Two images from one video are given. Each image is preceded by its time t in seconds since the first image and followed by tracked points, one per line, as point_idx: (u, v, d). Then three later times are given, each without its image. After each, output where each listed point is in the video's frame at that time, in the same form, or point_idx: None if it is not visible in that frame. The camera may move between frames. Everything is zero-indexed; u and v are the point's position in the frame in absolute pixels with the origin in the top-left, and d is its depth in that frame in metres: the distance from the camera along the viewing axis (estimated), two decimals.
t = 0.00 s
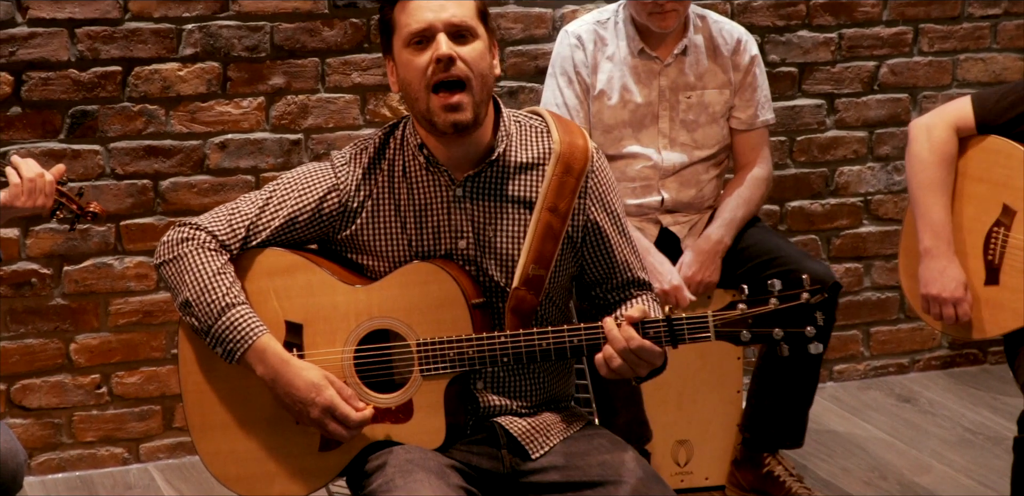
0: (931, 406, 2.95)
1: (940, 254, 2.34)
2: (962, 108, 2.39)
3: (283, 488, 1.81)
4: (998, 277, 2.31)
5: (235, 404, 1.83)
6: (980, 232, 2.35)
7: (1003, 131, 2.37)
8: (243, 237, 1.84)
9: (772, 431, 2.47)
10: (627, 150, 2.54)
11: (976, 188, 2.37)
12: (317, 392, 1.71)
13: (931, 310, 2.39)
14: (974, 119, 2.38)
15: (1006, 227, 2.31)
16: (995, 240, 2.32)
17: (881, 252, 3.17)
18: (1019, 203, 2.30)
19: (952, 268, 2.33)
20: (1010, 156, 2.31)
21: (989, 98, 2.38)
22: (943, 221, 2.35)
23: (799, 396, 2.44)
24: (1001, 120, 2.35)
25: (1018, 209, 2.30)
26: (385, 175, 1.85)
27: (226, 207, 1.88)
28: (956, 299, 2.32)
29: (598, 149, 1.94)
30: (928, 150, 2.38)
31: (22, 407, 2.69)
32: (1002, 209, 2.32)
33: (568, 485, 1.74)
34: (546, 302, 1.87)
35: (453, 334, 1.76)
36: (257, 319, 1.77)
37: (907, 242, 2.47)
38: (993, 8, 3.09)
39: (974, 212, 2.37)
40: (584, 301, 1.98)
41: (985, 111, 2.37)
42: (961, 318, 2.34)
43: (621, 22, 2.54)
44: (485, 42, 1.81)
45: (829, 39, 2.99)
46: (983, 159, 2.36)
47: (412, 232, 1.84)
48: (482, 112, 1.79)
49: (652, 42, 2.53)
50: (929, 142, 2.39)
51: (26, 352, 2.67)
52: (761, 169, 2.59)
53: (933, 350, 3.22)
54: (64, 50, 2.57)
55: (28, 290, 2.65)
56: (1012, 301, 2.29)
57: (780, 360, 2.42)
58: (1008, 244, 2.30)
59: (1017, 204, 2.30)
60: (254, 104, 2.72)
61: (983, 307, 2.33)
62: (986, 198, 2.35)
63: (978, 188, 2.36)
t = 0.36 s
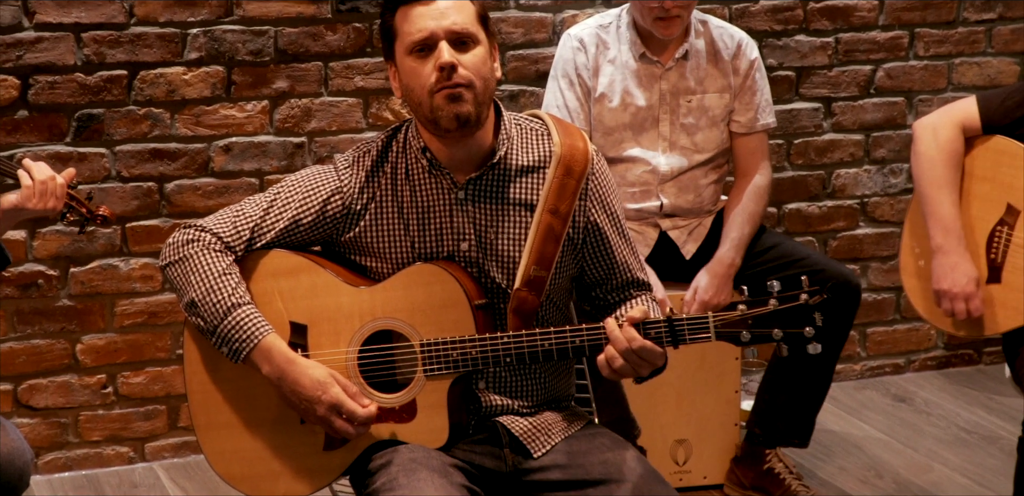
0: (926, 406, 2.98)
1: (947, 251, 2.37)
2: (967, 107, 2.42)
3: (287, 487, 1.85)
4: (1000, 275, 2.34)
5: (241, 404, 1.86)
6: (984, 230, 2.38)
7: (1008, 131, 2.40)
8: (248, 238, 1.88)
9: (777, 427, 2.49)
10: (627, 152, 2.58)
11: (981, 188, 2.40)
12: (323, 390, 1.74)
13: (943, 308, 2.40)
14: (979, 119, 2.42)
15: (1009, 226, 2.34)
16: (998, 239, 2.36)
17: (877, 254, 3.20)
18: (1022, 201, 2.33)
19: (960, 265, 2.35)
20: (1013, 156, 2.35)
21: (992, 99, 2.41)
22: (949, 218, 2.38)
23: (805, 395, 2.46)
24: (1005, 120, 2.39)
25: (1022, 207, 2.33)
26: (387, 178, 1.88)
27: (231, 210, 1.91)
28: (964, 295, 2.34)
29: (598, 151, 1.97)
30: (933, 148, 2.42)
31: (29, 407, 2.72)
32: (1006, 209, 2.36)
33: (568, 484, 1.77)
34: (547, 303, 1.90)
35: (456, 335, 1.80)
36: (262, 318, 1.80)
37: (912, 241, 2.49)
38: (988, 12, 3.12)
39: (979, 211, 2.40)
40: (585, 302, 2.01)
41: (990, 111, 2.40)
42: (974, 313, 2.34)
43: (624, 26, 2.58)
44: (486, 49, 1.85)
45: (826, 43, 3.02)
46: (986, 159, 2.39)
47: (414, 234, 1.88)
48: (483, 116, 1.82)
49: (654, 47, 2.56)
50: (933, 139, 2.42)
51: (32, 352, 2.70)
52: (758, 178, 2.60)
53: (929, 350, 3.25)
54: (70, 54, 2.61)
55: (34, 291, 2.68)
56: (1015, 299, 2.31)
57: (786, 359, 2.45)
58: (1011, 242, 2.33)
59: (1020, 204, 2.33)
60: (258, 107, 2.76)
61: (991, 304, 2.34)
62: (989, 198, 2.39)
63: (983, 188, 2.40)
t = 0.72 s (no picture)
0: (921, 405, 3.01)
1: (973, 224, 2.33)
2: (952, 114, 2.48)
3: (291, 486, 1.88)
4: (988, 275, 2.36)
5: (246, 404, 1.90)
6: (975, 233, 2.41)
7: (998, 134, 2.42)
8: (252, 239, 1.91)
9: (773, 428, 2.53)
10: (628, 153, 2.62)
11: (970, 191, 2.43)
12: (333, 369, 1.76)
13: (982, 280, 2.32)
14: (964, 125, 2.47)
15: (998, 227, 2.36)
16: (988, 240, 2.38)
17: (873, 256, 3.24)
18: (1010, 202, 2.35)
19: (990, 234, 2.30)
20: (999, 158, 2.38)
21: (976, 105, 2.46)
22: (962, 201, 2.37)
23: (801, 396, 2.50)
24: (991, 125, 2.43)
25: (1011, 209, 2.35)
26: (390, 180, 1.92)
27: (235, 211, 1.95)
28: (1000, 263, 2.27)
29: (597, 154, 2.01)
30: (925, 149, 2.45)
31: (36, 407, 2.76)
32: (995, 210, 2.38)
33: (565, 486, 1.81)
34: (547, 303, 1.94)
35: (459, 335, 1.83)
36: (265, 311, 1.83)
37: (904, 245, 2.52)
38: (983, 18, 3.16)
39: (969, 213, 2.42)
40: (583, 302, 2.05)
41: (974, 117, 2.45)
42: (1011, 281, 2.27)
43: (624, 28, 2.62)
44: (496, 55, 1.89)
45: (823, 48, 3.06)
46: (973, 163, 2.43)
47: (416, 235, 1.91)
48: (487, 122, 1.86)
49: (654, 48, 2.60)
50: (920, 142, 2.46)
51: (40, 353, 2.74)
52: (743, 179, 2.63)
53: (924, 351, 3.29)
54: (77, 59, 2.65)
55: (42, 292, 2.72)
56: None
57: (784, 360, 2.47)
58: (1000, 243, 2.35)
59: (1009, 205, 2.35)
60: (263, 111, 2.80)
61: None
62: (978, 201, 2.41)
63: (972, 192, 2.42)
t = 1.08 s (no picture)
0: (916, 405, 3.06)
1: (962, 221, 2.38)
2: (935, 124, 2.54)
3: (295, 486, 1.92)
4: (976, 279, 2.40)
5: (249, 406, 1.93)
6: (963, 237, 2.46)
7: (979, 140, 2.47)
8: (255, 244, 1.94)
9: (771, 427, 2.56)
10: (628, 159, 2.67)
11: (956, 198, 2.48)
12: (335, 385, 1.81)
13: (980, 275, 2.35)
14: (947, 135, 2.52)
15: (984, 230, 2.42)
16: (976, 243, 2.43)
17: (868, 258, 3.28)
18: (995, 205, 2.40)
19: (981, 229, 2.35)
20: (981, 164, 2.43)
21: (957, 115, 2.52)
22: (950, 201, 2.42)
23: (797, 394, 2.54)
24: (971, 132, 2.48)
25: (995, 211, 2.40)
26: (390, 184, 1.96)
27: (236, 216, 1.98)
28: (992, 257, 2.31)
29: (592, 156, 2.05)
30: (909, 159, 2.51)
31: (45, 406, 2.80)
32: (981, 214, 2.43)
33: (564, 479, 1.85)
34: (545, 303, 1.98)
35: (459, 336, 1.87)
36: (272, 321, 1.87)
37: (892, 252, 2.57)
38: (976, 23, 3.20)
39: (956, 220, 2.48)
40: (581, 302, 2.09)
41: (954, 125, 2.51)
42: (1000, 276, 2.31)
43: (621, 35, 2.66)
44: (491, 58, 1.93)
45: (819, 53, 3.10)
46: (958, 169, 2.48)
47: (417, 238, 1.95)
48: (485, 125, 1.90)
49: (651, 54, 2.64)
50: (904, 151, 2.52)
51: (48, 353, 2.78)
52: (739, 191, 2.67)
53: (919, 351, 3.33)
54: (85, 64, 2.69)
55: (50, 294, 2.76)
56: None
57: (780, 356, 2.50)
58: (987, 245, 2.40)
59: (993, 208, 2.40)
60: (268, 115, 2.84)
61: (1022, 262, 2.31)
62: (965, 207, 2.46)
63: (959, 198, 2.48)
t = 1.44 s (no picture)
0: (911, 404, 3.10)
1: (937, 245, 2.43)
2: (917, 136, 2.56)
3: (300, 484, 1.96)
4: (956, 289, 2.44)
5: (257, 404, 1.98)
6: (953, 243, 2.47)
7: (964, 148, 2.50)
8: (264, 245, 1.99)
9: (770, 425, 2.60)
10: (629, 168, 2.71)
11: (944, 205, 2.50)
12: (342, 386, 1.85)
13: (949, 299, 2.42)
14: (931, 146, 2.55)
15: (974, 234, 2.43)
16: (966, 247, 2.44)
17: (864, 260, 3.32)
18: (983, 210, 2.42)
19: (953, 255, 2.40)
20: (966, 172, 2.46)
21: (940, 125, 2.55)
22: (929, 223, 2.46)
23: (796, 393, 2.57)
24: (956, 140, 2.51)
25: (983, 215, 2.42)
26: (397, 187, 2.00)
27: (245, 217, 2.02)
28: (960, 286, 2.37)
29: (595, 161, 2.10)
30: (893, 175, 2.53)
31: (53, 406, 2.85)
32: (969, 219, 2.45)
33: (564, 477, 1.89)
34: (548, 305, 2.02)
35: (465, 336, 1.91)
36: (280, 320, 1.91)
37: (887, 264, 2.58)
38: (970, 29, 3.24)
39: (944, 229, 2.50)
40: (582, 305, 2.13)
41: (939, 135, 2.53)
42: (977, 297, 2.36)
43: (621, 45, 2.71)
44: (497, 66, 1.97)
45: (815, 58, 3.14)
46: (942, 178, 2.50)
47: (423, 240, 1.99)
48: (491, 129, 1.94)
49: (650, 64, 2.69)
50: (888, 165, 2.54)
51: (57, 353, 2.82)
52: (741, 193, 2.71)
53: (914, 352, 3.37)
54: (92, 69, 2.73)
55: (58, 295, 2.81)
56: (1009, 284, 2.35)
57: (779, 357, 2.54)
58: (977, 248, 2.42)
59: (982, 212, 2.42)
60: (272, 119, 2.88)
61: (989, 290, 2.37)
62: (951, 214, 2.48)
63: (947, 205, 2.49)
